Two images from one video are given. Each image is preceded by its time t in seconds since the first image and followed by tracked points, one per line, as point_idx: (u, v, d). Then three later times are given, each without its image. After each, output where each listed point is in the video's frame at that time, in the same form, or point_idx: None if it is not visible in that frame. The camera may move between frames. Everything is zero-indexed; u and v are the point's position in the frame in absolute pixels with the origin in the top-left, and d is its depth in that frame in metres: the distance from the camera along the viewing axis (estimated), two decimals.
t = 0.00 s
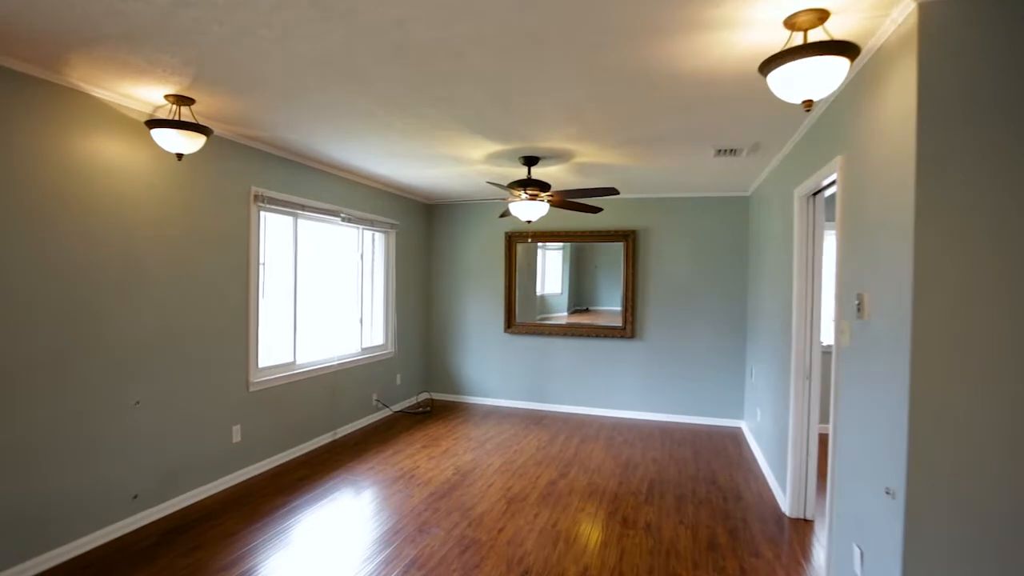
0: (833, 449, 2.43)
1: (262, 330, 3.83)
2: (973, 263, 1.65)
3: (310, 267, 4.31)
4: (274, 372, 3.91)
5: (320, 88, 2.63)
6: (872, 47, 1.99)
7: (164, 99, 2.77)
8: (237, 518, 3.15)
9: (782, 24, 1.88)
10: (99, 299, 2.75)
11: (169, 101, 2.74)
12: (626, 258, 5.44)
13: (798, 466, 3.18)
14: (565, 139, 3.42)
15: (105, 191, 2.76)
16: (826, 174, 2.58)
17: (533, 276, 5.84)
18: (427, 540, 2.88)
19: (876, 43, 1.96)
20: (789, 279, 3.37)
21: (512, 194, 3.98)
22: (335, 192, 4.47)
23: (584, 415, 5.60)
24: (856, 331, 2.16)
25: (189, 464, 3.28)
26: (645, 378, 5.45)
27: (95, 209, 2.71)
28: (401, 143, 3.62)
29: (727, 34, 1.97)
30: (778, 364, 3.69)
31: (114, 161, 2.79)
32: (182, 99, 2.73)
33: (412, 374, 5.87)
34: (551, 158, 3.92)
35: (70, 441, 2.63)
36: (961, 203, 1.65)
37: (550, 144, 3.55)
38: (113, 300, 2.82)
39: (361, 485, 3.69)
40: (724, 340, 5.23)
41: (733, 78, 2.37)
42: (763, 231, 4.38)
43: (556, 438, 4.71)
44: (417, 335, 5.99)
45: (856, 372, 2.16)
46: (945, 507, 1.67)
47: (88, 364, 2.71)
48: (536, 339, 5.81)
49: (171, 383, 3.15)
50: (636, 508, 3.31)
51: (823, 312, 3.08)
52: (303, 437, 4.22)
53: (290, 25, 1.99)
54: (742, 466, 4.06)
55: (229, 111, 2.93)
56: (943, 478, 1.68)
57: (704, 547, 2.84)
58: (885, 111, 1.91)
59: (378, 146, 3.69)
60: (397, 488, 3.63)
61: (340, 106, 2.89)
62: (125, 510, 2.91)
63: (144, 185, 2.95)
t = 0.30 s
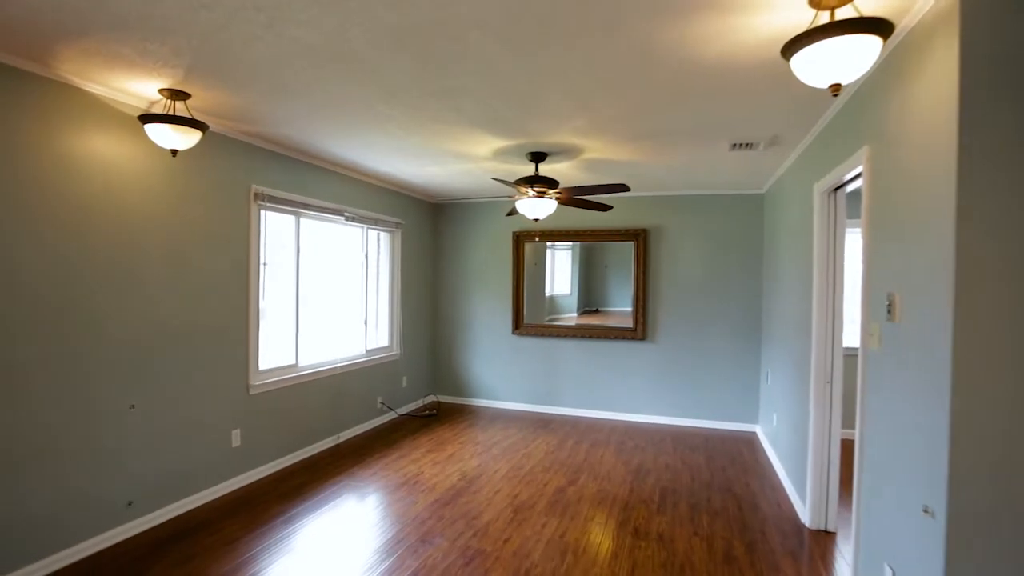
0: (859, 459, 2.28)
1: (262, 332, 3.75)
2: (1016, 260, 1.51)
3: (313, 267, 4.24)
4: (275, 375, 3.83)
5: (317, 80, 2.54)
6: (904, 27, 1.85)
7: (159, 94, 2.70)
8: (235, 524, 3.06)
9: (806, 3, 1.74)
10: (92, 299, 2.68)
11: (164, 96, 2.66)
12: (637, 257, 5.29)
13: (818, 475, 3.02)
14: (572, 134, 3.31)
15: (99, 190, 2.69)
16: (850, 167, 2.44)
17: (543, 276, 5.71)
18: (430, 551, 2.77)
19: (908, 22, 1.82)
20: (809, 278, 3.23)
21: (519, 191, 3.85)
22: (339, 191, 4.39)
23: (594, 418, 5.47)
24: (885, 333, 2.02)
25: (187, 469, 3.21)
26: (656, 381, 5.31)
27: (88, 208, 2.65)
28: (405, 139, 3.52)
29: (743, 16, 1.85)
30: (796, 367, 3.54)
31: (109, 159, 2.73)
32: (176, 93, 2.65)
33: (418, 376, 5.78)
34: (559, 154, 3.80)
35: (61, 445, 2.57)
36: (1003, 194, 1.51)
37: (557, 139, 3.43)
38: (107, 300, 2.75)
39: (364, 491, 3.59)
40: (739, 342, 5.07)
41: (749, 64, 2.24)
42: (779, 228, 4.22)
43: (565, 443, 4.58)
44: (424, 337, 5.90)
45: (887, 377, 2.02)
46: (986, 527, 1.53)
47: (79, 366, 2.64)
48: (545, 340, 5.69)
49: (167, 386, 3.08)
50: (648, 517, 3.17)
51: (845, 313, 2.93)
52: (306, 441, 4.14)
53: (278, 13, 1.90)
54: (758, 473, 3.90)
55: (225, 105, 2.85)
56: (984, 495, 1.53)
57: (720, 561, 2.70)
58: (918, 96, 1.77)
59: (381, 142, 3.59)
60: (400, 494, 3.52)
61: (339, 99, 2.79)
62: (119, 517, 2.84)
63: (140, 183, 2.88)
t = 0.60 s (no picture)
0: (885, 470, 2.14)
1: (262, 333, 3.67)
2: None
3: (316, 267, 4.17)
4: (277, 377, 3.76)
5: (315, 74, 2.46)
6: (937, 6, 1.72)
7: (154, 89, 2.62)
8: (233, 531, 2.98)
9: None
10: (86, 300, 2.60)
11: (159, 91, 2.59)
12: (647, 257, 5.17)
13: (838, 485, 2.88)
14: (580, 129, 3.20)
15: (93, 189, 2.62)
16: (873, 160, 2.31)
17: (552, 278, 5.60)
18: (433, 562, 2.67)
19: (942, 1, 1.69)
20: (826, 278, 3.10)
21: (525, 189, 3.74)
22: (342, 190, 4.31)
23: (603, 422, 5.35)
24: (915, 336, 1.89)
25: (185, 474, 3.13)
26: (667, 384, 5.17)
27: (85, 207, 2.58)
28: (408, 135, 3.43)
29: None
30: (812, 371, 3.41)
31: (103, 158, 2.66)
32: (171, 88, 2.58)
33: (424, 378, 5.69)
34: (567, 151, 3.70)
35: (53, 451, 2.50)
36: None
37: (564, 134, 3.33)
38: (102, 301, 2.68)
39: (366, 497, 3.49)
40: (752, 344, 4.93)
41: (767, 49, 2.12)
42: (794, 227, 4.09)
43: (573, 447, 4.46)
44: (430, 338, 5.81)
45: (918, 382, 1.88)
46: None
47: (73, 368, 2.57)
48: (552, 342, 5.58)
49: (165, 389, 3.00)
50: (659, 527, 3.05)
51: (866, 314, 2.79)
52: (309, 445, 4.06)
53: None
54: (773, 480, 3.76)
55: (222, 101, 2.77)
56: None
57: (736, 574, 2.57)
58: (954, 80, 1.64)
59: (384, 139, 3.51)
60: (403, 501, 3.42)
61: (339, 93, 2.70)
62: (115, 524, 2.77)
63: (135, 182, 2.81)
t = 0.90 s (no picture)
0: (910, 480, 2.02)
1: (263, 335, 3.61)
2: None
3: (318, 267, 4.11)
4: (278, 379, 3.70)
5: (313, 66, 2.38)
6: None
7: (148, 85, 2.56)
8: (231, 538, 2.90)
9: None
10: (80, 301, 2.53)
11: (153, 86, 2.53)
12: (656, 256, 5.06)
13: (856, 493, 2.75)
14: (587, 123, 3.10)
15: (87, 186, 2.56)
16: (895, 153, 2.20)
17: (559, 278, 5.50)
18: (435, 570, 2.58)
19: None
20: (842, 278, 2.99)
21: (531, 187, 3.64)
22: (345, 189, 4.25)
23: (610, 425, 5.24)
24: (944, 338, 1.78)
25: (183, 478, 3.06)
26: (677, 386, 5.06)
27: (78, 205, 2.52)
28: (410, 132, 3.35)
29: None
30: (827, 373, 3.29)
31: (97, 155, 2.59)
32: (166, 83, 2.51)
33: (429, 380, 5.61)
34: (573, 147, 3.60)
35: (46, 455, 2.43)
36: None
37: (571, 130, 3.23)
38: (97, 302, 2.61)
39: (368, 502, 3.41)
40: (764, 346, 4.81)
41: (784, 34, 2.01)
42: (807, 225, 3.97)
43: (580, 451, 4.36)
44: (435, 340, 5.73)
45: (948, 388, 1.76)
46: None
47: (69, 369, 2.51)
48: (559, 343, 5.49)
49: (163, 391, 2.94)
50: (669, 536, 2.94)
51: (885, 315, 2.68)
52: (311, 448, 4.00)
53: None
54: (787, 487, 3.64)
55: (219, 96, 2.70)
56: None
57: None
58: (988, 64, 1.53)
59: (386, 136, 3.43)
60: (406, 506, 3.34)
61: (337, 87, 2.62)
62: (110, 530, 2.70)
63: (131, 180, 2.75)
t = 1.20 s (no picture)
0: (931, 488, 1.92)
1: (261, 335, 3.54)
2: None
3: (317, 266, 4.04)
4: (276, 380, 3.63)
5: (308, 58, 2.31)
6: None
7: (140, 78, 2.50)
8: (226, 543, 2.83)
9: None
10: (72, 300, 2.47)
11: (145, 79, 2.47)
12: (661, 255, 4.96)
13: (870, 500, 2.64)
14: (591, 118, 3.02)
15: (78, 182, 2.49)
16: (914, 146, 2.10)
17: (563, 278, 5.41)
18: None
19: None
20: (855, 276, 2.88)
21: (534, 184, 3.55)
22: (345, 187, 4.18)
23: (615, 427, 5.15)
24: (970, 338, 1.68)
25: (178, 482, 2.99)
26: (683, 388, 4.96)
27: (69, 201, 2.46)
28: (410, 127, 3.28)
29: None
30: (839, 375, 3.19)
31: (87, 149, 2.53)
32: (158, 76, 2.45)
33: (431, 381, 5.54)
34: (577, 143, 3.52)
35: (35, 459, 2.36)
36: None
37: (575, 125, 3.15)
38: (89, 301, 2.54)
39: (367, 507, 3.33)
40: (772, 346, 4.70)
41: (797, 22, 1.92)
42: (817, 223, 3.87)
43: (584, 454, 4.27)
44: (437, 340, 5.66)
45: (971, 391, 1.68)
46: None
47: (60, 370, 2.44)
48: (562, 343, 5.40)
49: (157, 392, 2.87)
50: (676, 543, 2.85)
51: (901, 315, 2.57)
52: (310, 450, 3.93)
53: None
54: (797, 492, 3.54)
55: (213, 90, 2.64)
56: None
57: None
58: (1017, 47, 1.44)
59: (385, 132, 3.36)
60: (406, 511, 3.26)
61: (333, 79, 2.55)
62: (102, 535, 2.63)
63: (123, 175, 2.68)
